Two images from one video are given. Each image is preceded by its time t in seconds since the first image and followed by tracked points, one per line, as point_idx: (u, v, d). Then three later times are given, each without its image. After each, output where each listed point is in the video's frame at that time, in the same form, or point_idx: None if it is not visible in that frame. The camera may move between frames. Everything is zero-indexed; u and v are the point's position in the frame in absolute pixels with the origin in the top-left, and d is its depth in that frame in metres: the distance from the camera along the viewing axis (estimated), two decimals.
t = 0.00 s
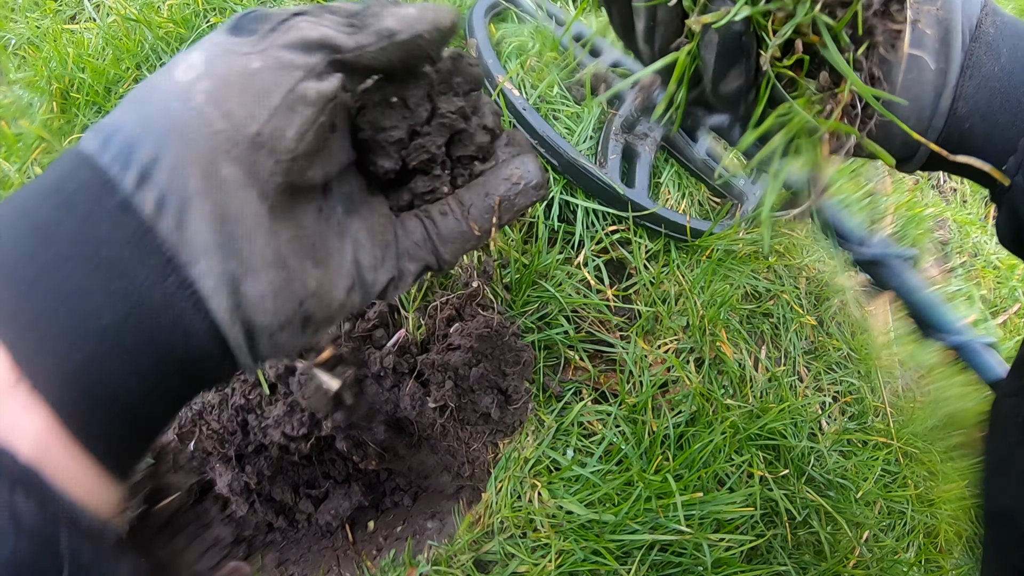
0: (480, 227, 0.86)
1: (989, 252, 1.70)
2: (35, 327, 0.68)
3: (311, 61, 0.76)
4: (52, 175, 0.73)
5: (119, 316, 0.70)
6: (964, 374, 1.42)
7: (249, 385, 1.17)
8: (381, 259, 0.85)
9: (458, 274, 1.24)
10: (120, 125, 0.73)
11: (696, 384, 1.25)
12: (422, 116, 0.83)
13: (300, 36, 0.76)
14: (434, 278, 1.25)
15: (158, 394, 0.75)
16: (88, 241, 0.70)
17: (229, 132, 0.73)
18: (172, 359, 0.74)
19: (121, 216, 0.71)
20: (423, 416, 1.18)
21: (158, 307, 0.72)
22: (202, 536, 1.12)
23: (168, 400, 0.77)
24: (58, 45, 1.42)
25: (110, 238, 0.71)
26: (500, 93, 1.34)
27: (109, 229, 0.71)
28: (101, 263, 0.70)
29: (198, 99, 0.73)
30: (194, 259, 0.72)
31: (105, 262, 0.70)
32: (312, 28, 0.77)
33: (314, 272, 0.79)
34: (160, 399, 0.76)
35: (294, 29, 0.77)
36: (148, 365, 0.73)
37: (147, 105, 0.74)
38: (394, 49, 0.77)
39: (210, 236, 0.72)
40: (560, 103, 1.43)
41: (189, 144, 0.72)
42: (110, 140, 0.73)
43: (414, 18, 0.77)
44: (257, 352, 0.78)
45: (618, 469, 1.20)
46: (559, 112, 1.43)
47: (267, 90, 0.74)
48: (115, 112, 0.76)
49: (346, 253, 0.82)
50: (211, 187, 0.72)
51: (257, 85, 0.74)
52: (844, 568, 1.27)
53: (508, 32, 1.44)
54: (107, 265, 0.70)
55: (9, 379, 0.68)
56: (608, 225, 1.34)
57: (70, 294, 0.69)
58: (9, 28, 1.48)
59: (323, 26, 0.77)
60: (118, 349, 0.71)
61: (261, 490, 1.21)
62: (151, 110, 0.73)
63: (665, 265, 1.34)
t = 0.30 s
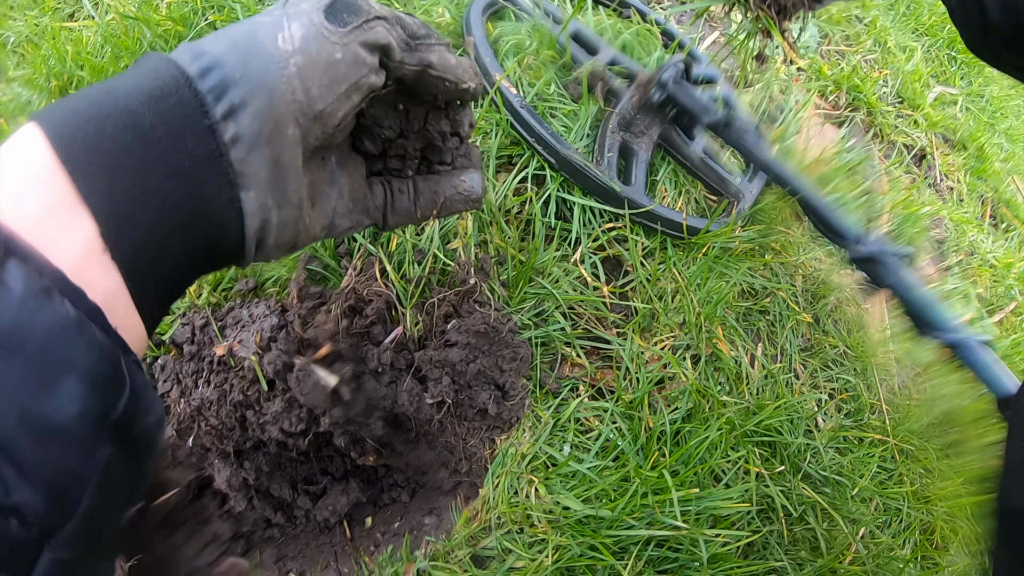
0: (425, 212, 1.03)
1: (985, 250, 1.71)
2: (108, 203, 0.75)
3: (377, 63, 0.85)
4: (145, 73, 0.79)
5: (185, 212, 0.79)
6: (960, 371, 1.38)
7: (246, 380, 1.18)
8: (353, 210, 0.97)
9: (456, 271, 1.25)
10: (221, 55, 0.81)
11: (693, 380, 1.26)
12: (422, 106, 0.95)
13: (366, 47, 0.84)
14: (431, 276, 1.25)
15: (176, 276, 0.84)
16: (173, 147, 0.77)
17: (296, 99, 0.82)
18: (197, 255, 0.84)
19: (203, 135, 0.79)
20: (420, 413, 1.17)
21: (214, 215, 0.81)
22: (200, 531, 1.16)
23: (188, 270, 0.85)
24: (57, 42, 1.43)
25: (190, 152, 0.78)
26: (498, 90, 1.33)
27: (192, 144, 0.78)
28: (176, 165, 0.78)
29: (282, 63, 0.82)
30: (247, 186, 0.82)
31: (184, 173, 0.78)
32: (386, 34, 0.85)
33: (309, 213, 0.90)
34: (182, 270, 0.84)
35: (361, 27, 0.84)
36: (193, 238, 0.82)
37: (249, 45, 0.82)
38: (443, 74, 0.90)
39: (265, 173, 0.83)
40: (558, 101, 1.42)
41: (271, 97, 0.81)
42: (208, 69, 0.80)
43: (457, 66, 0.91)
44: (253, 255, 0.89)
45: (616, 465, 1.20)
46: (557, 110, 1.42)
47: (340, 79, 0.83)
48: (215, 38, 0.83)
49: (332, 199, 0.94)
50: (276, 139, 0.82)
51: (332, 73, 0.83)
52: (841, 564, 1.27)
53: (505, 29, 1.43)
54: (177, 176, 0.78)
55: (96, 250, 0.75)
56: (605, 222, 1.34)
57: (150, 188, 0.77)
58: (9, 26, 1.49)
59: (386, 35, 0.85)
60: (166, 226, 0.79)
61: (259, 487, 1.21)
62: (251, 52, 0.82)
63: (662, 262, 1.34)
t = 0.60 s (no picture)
0: (417, 291, 0.99)
1: (990, 253, 1.72)
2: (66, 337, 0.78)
3: (334, 139, 0.81)
4: (89, 200, 0.80)
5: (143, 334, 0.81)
6: (961, 373, 1.39)
7: (258, 369, 1.19)
8: (340, 297, 0.95)
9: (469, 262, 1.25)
10: (161, 170, 0.81)
11: (702, 375, 1.26)
12: (409, 178, 0.90)
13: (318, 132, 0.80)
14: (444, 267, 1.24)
15: (147, 396, 0.85)
16: (119, 273, 0.79)
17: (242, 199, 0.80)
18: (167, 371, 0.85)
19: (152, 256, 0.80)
20: (432, 404, 1.18)
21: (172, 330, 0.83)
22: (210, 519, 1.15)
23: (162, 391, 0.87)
24: (68, 28, 1.42)
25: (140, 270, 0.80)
26: (511, 85, 1.34)
27: (141, 263, 0.80)
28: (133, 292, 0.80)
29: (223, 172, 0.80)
30: (206, 297, 0.83)
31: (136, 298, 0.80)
32: (333, 105, 0.81)
33: (286, 310, 0.89)
34: (155, 391, 0.86)
35: (307, 110, 0.80)
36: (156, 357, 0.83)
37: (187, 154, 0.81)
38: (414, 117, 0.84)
39: (220, 283, 0.82)
40: (570, 96, 1.43)
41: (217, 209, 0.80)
42: (147, 184, 0.81)
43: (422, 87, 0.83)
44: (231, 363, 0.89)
45: (625, 459, 1.21)
46: (569, 105, 1.42)
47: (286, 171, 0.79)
48: (155, 151, 0.83)
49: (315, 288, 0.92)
50: (229, 245, 0.81)
51: (278, 165, 0.79)
52: (845, 561, 1.27)
53: (519, 24, 1.45)
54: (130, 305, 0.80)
55: (52, 394, 0.77)
56: (617, 217, 1.35)
57: (105, 318, 0.79)
58: (19, 12, 1.48)
59: (332, 110, 0.80)
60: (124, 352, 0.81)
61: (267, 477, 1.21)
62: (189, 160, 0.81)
63: (673, 257, 1.35)
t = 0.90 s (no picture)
0: (405, 286, 0.98)
1: (993, 259, 1.71)
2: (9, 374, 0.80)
3: (237, 121, 0.80)
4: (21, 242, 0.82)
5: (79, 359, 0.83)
6: (965, 379, 1.39)
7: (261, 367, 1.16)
8: (315, 307, 0.92)
9: (475, 262, 1.23)
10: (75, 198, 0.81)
11: (706, 378, 1.26)
12: (407, 182, 0.92)
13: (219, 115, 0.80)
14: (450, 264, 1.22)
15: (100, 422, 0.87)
16: (57, 300, 0.81)
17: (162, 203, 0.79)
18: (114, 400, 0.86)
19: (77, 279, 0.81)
20: (435, 404, 1.18)
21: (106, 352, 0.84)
22: (206, 519, 1.20)
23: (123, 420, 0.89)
24: (73, 21, 1.41)
25: (71, 294, 0.81)
26: (518, 84, 1.33)
27: (71, 287, 0.81)
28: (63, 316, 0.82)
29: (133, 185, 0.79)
30: (140, 311, 0.82)
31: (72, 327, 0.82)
32: (223, 94, 0.80)
33: (242, 319, 0.86)
34: (111, 422, 0.88)
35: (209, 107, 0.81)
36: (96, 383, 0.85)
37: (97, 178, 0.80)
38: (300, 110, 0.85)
39: (150, 290, 0.81)
40: (576, 96, 1.42)
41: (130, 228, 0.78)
42: (66, 211, 0.81)
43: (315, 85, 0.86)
44: (188, 384, 0.87)
45: (628, 461, 1.21)
46: (575, 106, 1.42)
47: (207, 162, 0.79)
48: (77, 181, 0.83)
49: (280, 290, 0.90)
50: (153, 250, 0.80)
51: (181, 158, 0.78)
52: (846, 566, 1.27)
53: (526, 23, 1.44)
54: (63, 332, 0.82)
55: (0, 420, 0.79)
56: (623, 218, 1.34)
57: (45, 346, 0.81)
58: (24, 4, 1.47)
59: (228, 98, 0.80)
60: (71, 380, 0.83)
61: (268, 475, 1.22)
62: (97, 182, 0.80)
63: (679, 259, 1.34)
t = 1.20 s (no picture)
0: (463, 184, 0.93)
1: (987, 262, 1.71)
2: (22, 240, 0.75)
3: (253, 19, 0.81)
4: (52, 130, 0.82)
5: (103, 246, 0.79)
6: (961, 382, 1.41)
7: (248, 374, 1.15)
8: (352, 205, 0.90)
9: (464, 268, 1.22)
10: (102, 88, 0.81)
11: (700, 384, 1.25)
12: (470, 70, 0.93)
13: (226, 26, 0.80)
14: (439, 271, 1.23)
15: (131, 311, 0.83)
16: (83, 172, 0.79)
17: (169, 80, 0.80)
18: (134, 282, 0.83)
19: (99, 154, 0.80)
20: (425, 411, 1.17)
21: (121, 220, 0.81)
22: (195, 527, 1.19)
23: (147, 309, 0.85)
24: (62, 24, 1.40)
25: (92, 173, 0.80)
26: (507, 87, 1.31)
27: (97, 168, 0.80)
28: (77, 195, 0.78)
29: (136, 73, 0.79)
30: (160, 190, 0.81)
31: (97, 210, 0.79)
32: None
33: (265, 211, 0.85)
34: (136, 311, 0.83)
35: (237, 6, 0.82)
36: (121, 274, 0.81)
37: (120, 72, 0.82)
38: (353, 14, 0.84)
39: (165, 169, 0.80)
40: (568, 100, 1.41)
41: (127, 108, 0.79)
42: (100, 99, 0.82)
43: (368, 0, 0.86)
44: (207, 271, 0.85)
45: (620, 468, 1.20)
46: (568, 108, 1.40)
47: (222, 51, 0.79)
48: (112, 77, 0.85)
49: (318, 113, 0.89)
50: (167, 130, 0.80)
51: (202, 45, 0.81)
52: (841, 572, 1.27)
53: (518, 25, 1.43)
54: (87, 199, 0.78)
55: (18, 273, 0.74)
56: (616, 222, 1.33)
57: (66, 216, 0.77)
58: (12, 7, 1.45)
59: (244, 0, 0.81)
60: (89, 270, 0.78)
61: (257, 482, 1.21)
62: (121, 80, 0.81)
63: (671, 264, 1.33)
